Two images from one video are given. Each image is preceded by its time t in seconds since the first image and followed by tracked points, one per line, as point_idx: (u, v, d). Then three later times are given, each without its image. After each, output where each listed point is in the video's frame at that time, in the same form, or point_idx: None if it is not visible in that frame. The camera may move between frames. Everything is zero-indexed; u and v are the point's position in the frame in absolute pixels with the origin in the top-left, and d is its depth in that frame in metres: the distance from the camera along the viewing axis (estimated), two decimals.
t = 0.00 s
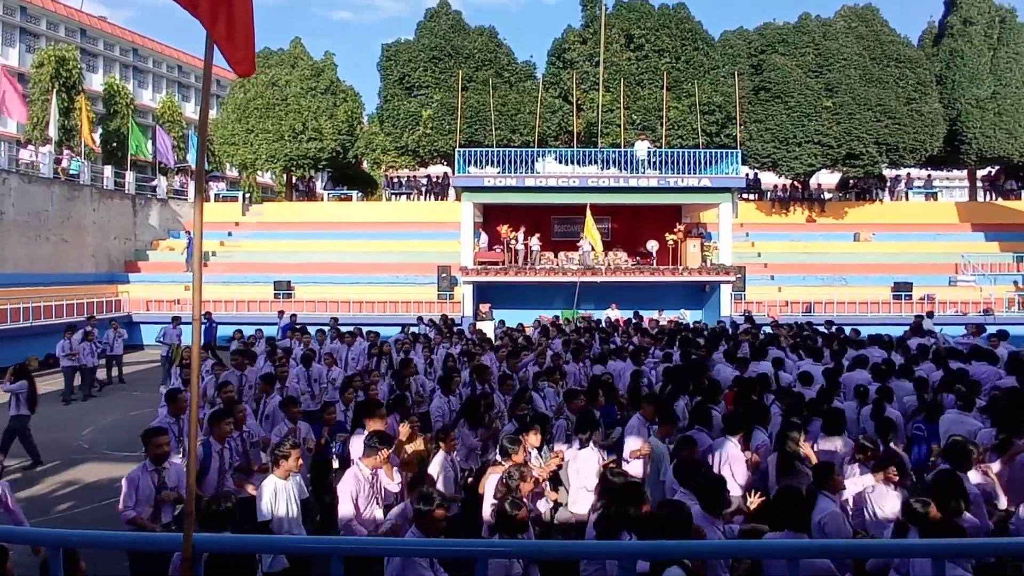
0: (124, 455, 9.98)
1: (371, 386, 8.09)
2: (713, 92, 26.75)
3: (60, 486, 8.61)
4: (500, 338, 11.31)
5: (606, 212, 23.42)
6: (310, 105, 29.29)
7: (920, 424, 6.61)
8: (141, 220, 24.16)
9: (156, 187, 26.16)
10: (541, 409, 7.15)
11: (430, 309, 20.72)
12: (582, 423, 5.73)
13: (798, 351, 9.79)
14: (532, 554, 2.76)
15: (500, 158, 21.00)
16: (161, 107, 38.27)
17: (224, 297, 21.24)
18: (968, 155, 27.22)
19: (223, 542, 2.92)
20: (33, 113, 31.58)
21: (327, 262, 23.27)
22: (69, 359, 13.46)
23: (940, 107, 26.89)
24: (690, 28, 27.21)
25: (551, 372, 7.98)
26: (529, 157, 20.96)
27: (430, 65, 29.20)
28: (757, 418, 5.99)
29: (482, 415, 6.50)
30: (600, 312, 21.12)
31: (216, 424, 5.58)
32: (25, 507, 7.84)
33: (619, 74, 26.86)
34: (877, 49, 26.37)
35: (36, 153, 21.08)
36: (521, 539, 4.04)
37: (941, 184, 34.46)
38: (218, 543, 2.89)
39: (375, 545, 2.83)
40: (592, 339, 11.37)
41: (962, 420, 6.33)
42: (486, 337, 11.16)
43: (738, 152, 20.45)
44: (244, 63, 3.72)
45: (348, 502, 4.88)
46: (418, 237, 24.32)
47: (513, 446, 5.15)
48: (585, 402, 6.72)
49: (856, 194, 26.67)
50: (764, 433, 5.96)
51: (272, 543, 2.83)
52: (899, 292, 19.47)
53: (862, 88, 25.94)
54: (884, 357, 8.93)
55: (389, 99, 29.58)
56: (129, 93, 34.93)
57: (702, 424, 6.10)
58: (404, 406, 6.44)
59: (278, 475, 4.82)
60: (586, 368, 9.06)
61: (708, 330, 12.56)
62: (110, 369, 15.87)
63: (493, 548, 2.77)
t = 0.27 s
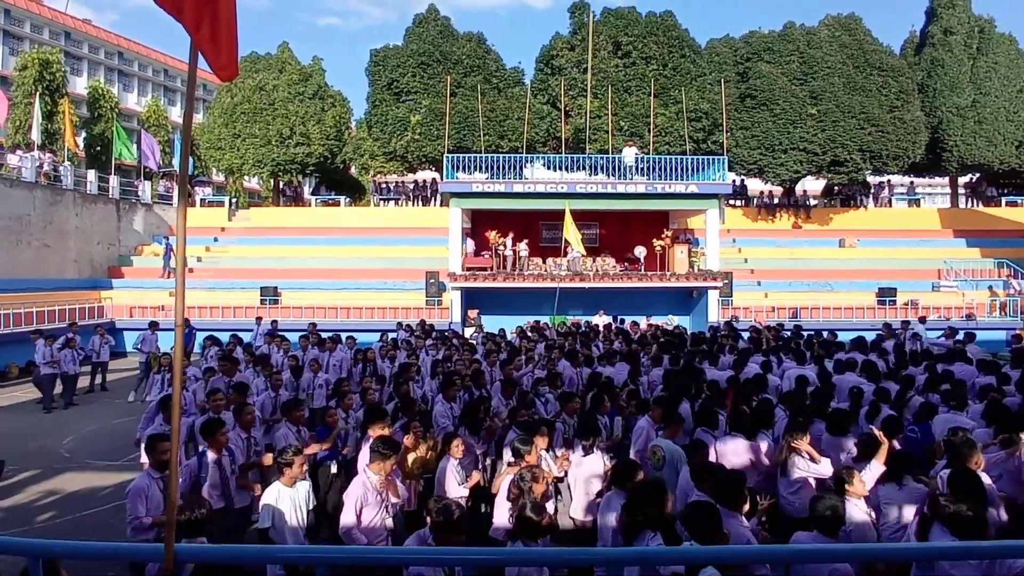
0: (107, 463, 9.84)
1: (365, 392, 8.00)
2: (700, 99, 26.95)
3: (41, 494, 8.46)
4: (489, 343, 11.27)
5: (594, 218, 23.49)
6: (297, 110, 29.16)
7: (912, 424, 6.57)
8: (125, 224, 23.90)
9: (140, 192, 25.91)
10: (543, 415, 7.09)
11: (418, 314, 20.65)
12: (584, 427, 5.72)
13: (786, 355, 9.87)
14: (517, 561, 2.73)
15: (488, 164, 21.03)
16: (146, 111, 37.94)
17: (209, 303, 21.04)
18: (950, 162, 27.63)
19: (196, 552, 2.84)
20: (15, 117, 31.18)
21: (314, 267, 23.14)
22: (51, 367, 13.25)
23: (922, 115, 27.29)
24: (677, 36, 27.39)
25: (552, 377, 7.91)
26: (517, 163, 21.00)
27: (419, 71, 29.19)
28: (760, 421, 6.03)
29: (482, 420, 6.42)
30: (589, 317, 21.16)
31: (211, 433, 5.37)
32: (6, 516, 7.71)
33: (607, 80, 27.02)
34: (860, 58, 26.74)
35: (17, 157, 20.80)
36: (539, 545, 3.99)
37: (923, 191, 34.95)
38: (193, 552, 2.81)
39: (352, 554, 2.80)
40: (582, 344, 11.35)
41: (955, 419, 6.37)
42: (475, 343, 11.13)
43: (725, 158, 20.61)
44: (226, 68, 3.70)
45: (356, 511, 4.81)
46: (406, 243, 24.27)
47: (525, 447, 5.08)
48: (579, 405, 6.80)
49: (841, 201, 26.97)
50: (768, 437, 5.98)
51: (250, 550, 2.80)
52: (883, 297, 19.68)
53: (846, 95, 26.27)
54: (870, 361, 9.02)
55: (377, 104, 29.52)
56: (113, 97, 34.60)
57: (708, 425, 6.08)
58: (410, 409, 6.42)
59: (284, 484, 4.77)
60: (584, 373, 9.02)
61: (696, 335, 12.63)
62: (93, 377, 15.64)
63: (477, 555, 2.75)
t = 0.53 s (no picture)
0: (80, 472, 9.62)
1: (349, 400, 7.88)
2: (681, 105, 27.17)
3: (12, 504, 8.24)
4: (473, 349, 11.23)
5: (577, 222, 23.57)
6: (278, 112, 28.89)
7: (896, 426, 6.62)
8: (100, 228, 23.47)
9: (116, 194, 25.46)
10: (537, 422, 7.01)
11: (400, 319, 20.52)
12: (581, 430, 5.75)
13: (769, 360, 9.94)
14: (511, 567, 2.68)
15: (471, 169, 21.02)
16: (122, 112, 37.33)
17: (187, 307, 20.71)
18: (924, 169, 28.19)
19: (177, 560, 2.76)
20: None
21: (294, 271, 22.93)
22: (22, 373, 12.92)
23: (898, 122, 27.83)
24: (659, 42, 27.57)
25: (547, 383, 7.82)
26: (499, 167, 21.00)
27: (401, 74, 29.12)
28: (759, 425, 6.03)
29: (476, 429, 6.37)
30: (571, 321, 21.19)
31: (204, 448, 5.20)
32: None
33: (589, 86, 27.16)
34: (838, 66, 27.21)
35: None
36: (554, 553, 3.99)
37: (898, 197, 35.63)
38: (171, 562, 2.72)
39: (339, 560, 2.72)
40: (566, 349, 11.35)
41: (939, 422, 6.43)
42: (459, 348, 11.08)
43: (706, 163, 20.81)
44: (200, 69, 3.63)
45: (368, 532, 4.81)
46: (388, 247, 24.14)
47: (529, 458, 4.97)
48: (569, 409, 6.72)
49: (819, 206, 27.36)
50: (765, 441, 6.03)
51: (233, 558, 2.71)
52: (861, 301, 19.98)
53: (824, 103, 26.71)
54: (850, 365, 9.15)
55: (359, 107, 29.37)
56: (88, 98, 33.99)
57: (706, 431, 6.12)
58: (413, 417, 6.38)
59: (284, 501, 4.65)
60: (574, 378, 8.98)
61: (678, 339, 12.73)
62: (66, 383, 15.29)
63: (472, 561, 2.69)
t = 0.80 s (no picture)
0: (53, 477, 9.42)
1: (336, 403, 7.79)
2: (663, 108, 27.34)
3: None
4: (457, 350, 11.18)
5: (560, 224, 23.63)
6: (258, 112, 28.59)
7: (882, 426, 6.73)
8: (74, 228, 23.02)
9: (91, 194, 25.00)
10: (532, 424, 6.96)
11: (382, 321, 20.38)
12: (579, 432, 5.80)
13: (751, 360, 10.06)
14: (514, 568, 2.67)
15: (454, 170, 20.97)
16: (98, 110, 36.68)
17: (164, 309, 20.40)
18: (900, 173, 28.72)
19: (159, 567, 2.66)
20: None
21: (275, 273, 22.69)
22: None
23: (875, 127, 28.32)
24: (641, 45, 27.75)
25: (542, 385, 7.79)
26: (482, 169, 20.99)
27: (384, 75, 28.99)
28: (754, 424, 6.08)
29: (471, 432, 6.38)
30: (553, 323, 21.22)
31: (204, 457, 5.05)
32: None
33: (572, 88, 27.28)
34: (816, 71, 27.63)
35: None
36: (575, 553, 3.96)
37: (875, 201, 36.23)
38: (153, 568, 2.65)
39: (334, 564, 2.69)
40: (550, 351, 11.35)
41: (921, 419, 6.51)
42: (443, 350, 11.02)
43: (687, 166, 21.00)
44: (173, 68, 3.55)
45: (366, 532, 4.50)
46: (370, 248, 24.00)
47: (533, 464, 4.91)
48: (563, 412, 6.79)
49: (798, 209, 27.72)
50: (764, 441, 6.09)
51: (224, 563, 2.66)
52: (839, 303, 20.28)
53: (803, 107, 27.10)
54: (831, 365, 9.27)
55: (341, 107, 29.18)
56: (62, 95, 33.36)
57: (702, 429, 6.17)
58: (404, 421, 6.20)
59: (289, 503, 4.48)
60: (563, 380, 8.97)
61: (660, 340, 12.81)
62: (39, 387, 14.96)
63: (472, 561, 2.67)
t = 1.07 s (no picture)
0: (30, 483, 9.24)
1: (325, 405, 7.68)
2: (648, 110, 27.48)
3: None
4: (444, 352, 11.12)
5: (545, 226, 23.63)
6: (241, 112, 28.29)
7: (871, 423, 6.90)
8: (52, 229, 22.62)
9: (69, 194, 24.59)
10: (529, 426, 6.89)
11: (367, 322, 20.26)
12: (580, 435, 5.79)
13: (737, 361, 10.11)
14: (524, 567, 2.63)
15: (439, 171, 20.89)
16: (76, 109, 36.08)
17: (145, 311, 20.11)
18: (880, 176, 29.12)
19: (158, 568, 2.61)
20: None
21: (259, 274, 22.49)
22: None
23: (856, 130, 28.70)
24: (627, 48, 27.87)
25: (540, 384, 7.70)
26: (468, 170, 20.92)
27: (368, 75, 28.79)
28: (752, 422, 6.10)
29: (470, 431, 6.26)
30: (539, 324, 21.23)
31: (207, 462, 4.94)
32: None
33: (558, 90, 27.33)
34: (799, 75, 27.97)
35: None
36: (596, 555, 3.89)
37: (856, 204, 36.72)
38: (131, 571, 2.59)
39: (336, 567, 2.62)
40: (537, 352, 11.32)
41: (907, 415, 6.64)
42: (430, 352, 10.96)
43: (672, 168, 21.12)
44: (150, 64, 3.50)
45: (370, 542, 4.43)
46: (355, 250, 23.84)
47: (543, 463, 4.90)
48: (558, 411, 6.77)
49: (782, 211, 27.97)
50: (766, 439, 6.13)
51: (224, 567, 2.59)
52: (821, 304, 20.53)
53: (786, 110, 27.39)
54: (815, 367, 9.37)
55: (326, 108, 28.99)
56: (40, 94, 32.81)
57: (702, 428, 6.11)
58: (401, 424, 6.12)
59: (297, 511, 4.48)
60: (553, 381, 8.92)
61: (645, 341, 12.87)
62: (15, 391, 14.66)
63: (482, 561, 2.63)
